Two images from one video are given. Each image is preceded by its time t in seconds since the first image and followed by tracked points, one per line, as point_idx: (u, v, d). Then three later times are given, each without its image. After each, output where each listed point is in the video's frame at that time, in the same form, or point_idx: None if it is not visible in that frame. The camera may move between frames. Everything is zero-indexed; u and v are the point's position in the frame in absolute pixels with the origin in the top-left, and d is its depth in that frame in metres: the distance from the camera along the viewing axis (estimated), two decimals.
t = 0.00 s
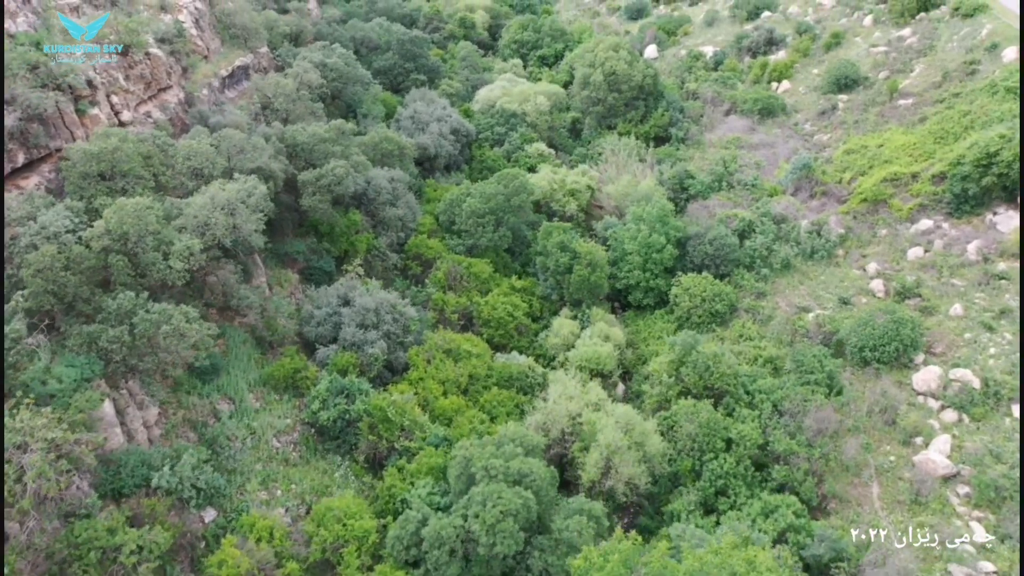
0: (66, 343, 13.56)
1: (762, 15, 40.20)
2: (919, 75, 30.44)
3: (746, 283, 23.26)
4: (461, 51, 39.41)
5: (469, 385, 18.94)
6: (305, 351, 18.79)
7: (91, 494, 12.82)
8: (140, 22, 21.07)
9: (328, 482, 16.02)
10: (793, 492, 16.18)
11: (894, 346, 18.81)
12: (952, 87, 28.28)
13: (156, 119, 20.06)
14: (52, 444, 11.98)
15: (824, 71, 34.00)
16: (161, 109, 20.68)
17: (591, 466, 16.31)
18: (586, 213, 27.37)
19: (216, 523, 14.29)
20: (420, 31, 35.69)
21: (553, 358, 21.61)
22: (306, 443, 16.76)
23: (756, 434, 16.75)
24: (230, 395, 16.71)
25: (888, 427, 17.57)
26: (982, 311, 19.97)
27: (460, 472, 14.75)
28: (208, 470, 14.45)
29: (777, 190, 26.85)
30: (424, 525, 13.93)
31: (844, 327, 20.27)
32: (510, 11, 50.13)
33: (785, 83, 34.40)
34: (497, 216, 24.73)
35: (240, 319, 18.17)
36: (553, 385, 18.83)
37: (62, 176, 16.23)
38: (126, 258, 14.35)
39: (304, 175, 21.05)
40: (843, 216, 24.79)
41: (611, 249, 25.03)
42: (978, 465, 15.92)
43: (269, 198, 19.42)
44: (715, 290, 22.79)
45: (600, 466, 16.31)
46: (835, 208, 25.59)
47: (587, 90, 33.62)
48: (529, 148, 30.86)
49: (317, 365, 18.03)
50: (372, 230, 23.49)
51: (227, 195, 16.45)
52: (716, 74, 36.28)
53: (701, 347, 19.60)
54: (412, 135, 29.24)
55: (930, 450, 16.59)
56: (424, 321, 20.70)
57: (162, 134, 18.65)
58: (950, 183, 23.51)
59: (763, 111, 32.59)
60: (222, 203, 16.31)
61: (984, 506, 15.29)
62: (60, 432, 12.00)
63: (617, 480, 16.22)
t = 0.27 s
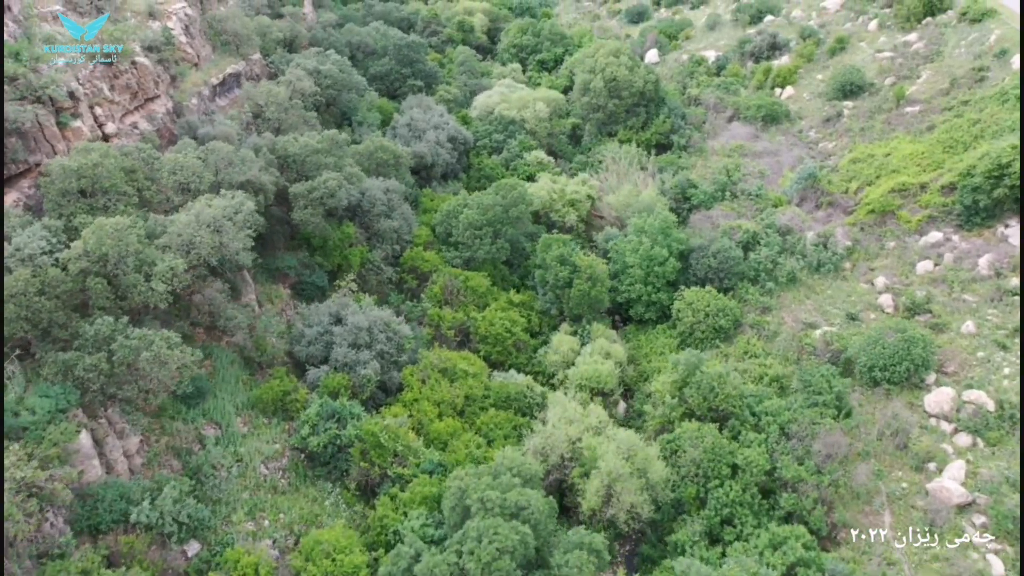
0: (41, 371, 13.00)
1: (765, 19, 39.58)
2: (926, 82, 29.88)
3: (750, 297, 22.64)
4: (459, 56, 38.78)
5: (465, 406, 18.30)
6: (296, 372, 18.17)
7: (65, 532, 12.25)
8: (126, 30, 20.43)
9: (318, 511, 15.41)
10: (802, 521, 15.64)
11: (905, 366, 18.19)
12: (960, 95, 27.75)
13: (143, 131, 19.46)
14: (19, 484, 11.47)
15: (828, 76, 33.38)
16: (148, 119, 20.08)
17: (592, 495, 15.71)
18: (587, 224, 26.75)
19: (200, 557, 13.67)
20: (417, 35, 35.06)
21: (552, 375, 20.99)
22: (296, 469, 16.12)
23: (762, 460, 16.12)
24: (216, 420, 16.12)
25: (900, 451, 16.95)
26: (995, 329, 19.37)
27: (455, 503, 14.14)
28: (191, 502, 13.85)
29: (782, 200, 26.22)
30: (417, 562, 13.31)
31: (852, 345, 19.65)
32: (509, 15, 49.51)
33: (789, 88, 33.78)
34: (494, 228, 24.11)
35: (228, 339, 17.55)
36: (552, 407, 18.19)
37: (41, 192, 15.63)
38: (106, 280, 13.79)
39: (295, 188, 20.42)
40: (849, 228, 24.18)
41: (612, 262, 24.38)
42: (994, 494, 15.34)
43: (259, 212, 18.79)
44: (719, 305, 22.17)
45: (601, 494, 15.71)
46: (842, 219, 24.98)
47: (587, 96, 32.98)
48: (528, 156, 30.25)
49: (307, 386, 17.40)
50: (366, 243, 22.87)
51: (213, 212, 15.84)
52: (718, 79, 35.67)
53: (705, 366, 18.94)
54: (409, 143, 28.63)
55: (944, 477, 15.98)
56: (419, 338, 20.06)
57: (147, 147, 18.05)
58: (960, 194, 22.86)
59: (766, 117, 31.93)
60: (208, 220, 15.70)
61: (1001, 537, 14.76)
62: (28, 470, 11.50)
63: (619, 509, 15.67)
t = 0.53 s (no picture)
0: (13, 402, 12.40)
1: (768, 23, 38.97)
2: (934, 88, 29.27)
3: (755, 312, 22.02)
4: (458, 61, 38.16)
5: (461, 429, 17.65)
6: (286, 394, 17.53)
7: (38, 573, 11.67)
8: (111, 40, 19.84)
9: (308, 542, 14.79)
10: (812, 553, 14.95)
11: (918, 388, 17.60)
12: (970, 102, 27.15)
13: (129, 143, 18.85)
14: None
15: (833, 82, 32.77)
16: (134, 130, 19.47)
17: (593, 525, 15.19)
18: (587, 235, 26.13)
19: None
20: (414, 40, 34.44)
21: (552, 394, 20.36)
22: (285, 497, 15.48)
23: (770, 488, 15.50)
24: (202, 446, 15.49)
25: (913, 478, 16.36)
26: (1010, 348, 18.77)
27: (450, 537, 13.54)
28: (173, 537, 13.23)
29: (787, 210, 25.58)
30: None
31: (862, 364, 19.02)
32: (508, 18, 48.92)
33: (793, 94, 33.16)
34: (492, 240, 23.47)
35: (215, 360, 16.93)
36: (552, 429, 17.56)
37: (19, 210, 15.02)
38: (83, 305, 13.20)
39: (286, 201, 19.76)
40: (857, 240, 23.56)
41: (613, 275, 23.74)
42: (1013, 525, 14.78)
43: (248, 227, 18.16)
44: (723, 321, 21.55)
45: (603, 524, 15.12)
46: (849, 230, 24.35)
47: (587, 102, 32.35)
48: (527, 165, 29.63)
49: (297, 410, 16.76)
50: (361, 256, 22.24)
51: (199, 230, 15.22)
52: (721, 85, 35.06)
53: (711, 387, 18.28)
54: (406, 151, 27.99)
55: (960, 507, 15.42)
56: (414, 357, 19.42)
57: (132, 161, 17.46)
58: (972, 206, 22.22)
59: (770, 124, 31.37)
60: (193, 239, 15.08)
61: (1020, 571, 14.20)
62: None
63: (621, 540, 15.02)
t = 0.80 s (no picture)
0: None
1: (771, 27, 38.34)
2: (942, 95, 28.65)
3: (761, 328, 21.37)
4: (456, 66, 37.51)
5: (457, 453, 16.96)
6: (275, 417, 16.88)
7: None
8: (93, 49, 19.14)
9: None
10: None
11: (931, 411, 16.92)
12: (979, 110, 26.52)
13: (113, 155, 18.26)
14: None
15: (839, 88, 32.14)
16: (120, 142, 18.84)
17: (595, 558, 14.44)
18: (588, 246, 25.50)
19: None
20: (411, 45, 33.80)
21: (552, 414, 19.72)
22: (272, 528, 14.83)
23: (779, 518, 14.91)
24: (186, 475, 14.87)
25: (928, 506, 15.73)
26: None
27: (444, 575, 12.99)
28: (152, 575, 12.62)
29: (793, 221, 24.93)
30: None
31: (872, 384, 18.38)
32: (507, 22, 48.30)
33: (797, 100, 32.54)
34: (490, 253, 22.82)
35: (201, 383, 16.29)
36: (552, 454, 16.90)
37: None
38: (58, 333, 12.61)
39: (277, 215, 19.11)
40: (865, 253, 22.93)
41: (614, 288, 23.07)
42: None
43: (236, 244, 17.51)
44: (727, 337, 20.91)
45: (604, 556, 14.47)
46: (856, 242, 23.70)
47: (587, 109, 31.70)
48: (526, 173, 28.99)
49: (286, 435, 16.11)
50: (354, 270, 21.61)
51: (182, 250, 14.56)
52: (724, 91, 34.45)
53: (716, 408, 17.59)
54: (402, 160, 27.36)
55: (976, 538, 14.84)
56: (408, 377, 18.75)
57: (115, 175, 16.85)
58: (984, 219, 21.59)
59: (774, 131, 30.76)
60: (176, 259, 14.43)
61: None
62: None
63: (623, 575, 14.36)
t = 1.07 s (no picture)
0: None
1: (775, 31, 37.69)
2: (951, 102, 27.99)
3: (767, 344, 20.72)
4: (454, 71, 36.90)
5: (453, 480, 16.31)
6: (264, 442, 16.25)
7: None
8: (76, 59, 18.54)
9: None
10: None
11: (947, 436, 16.31)
12: (990, 118, 25.85)
13: (97, 168, 17.73)
14: None
15: (845, 94, 31.49)
16: (104, 155, 18.25)
17: None
18: (588, 258, 24.86)
19: None
20: (408, 50, 33.16)
21: (551, 435, 19.08)
22: (259, 562, 14.21)
23: (789, 550, 14.73)
24: (168, 506, 14.25)
25: (945, 537, 15.12)
26: None
27: None
28: None
29: (799, 232, 24.26)
30: None
31: (883, 406, 17.74)
32: (507, 25, 47.68)
33: (802, 107, 31.89)
34: (488, 266, 22.17)
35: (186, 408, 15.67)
36: (552, 481, 16.26)
37: None
38: (30, 363, 12.13)
39: (267, 230, 18.46)
40: (874, 266, 22.29)
41: (616, 303, 22.41)
42: None
43: (223, 261, 16.87)
44: (732, 354, 20.25)
45: None
46: (865, 255, 23.04)
47: (588, 115, 31.05)
48: (526, 182, 28.35)
49: (275, 462, 15.46)
50: (348, 285, 20.97)
51: (164, 271, 13.96)
52: (727, 97, 33.81)
53: (723, 433, 16.94)
54: (398, 169, 26.73)
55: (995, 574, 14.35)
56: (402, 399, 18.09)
57: (97, 191, 16.27)
58: (997, 233, 20.93)
59: (779, 138, 30.13)
60: (157, 281, 13.83)
61: None
62: None
63: None
